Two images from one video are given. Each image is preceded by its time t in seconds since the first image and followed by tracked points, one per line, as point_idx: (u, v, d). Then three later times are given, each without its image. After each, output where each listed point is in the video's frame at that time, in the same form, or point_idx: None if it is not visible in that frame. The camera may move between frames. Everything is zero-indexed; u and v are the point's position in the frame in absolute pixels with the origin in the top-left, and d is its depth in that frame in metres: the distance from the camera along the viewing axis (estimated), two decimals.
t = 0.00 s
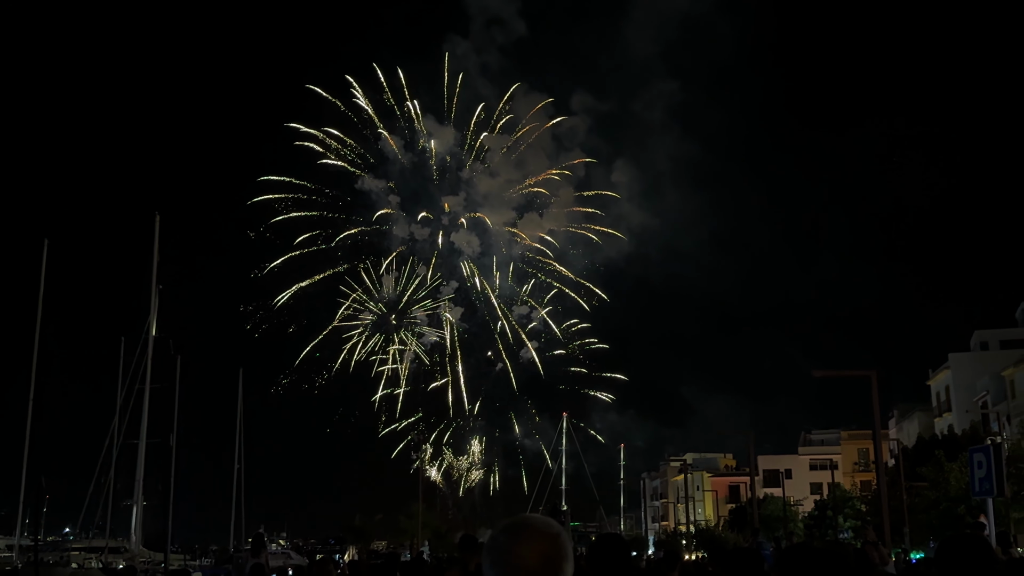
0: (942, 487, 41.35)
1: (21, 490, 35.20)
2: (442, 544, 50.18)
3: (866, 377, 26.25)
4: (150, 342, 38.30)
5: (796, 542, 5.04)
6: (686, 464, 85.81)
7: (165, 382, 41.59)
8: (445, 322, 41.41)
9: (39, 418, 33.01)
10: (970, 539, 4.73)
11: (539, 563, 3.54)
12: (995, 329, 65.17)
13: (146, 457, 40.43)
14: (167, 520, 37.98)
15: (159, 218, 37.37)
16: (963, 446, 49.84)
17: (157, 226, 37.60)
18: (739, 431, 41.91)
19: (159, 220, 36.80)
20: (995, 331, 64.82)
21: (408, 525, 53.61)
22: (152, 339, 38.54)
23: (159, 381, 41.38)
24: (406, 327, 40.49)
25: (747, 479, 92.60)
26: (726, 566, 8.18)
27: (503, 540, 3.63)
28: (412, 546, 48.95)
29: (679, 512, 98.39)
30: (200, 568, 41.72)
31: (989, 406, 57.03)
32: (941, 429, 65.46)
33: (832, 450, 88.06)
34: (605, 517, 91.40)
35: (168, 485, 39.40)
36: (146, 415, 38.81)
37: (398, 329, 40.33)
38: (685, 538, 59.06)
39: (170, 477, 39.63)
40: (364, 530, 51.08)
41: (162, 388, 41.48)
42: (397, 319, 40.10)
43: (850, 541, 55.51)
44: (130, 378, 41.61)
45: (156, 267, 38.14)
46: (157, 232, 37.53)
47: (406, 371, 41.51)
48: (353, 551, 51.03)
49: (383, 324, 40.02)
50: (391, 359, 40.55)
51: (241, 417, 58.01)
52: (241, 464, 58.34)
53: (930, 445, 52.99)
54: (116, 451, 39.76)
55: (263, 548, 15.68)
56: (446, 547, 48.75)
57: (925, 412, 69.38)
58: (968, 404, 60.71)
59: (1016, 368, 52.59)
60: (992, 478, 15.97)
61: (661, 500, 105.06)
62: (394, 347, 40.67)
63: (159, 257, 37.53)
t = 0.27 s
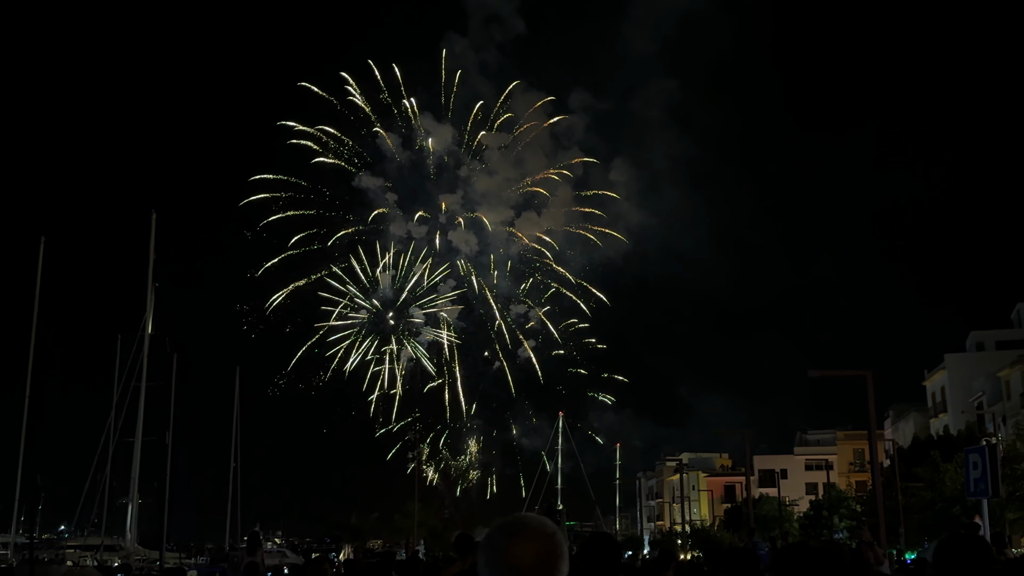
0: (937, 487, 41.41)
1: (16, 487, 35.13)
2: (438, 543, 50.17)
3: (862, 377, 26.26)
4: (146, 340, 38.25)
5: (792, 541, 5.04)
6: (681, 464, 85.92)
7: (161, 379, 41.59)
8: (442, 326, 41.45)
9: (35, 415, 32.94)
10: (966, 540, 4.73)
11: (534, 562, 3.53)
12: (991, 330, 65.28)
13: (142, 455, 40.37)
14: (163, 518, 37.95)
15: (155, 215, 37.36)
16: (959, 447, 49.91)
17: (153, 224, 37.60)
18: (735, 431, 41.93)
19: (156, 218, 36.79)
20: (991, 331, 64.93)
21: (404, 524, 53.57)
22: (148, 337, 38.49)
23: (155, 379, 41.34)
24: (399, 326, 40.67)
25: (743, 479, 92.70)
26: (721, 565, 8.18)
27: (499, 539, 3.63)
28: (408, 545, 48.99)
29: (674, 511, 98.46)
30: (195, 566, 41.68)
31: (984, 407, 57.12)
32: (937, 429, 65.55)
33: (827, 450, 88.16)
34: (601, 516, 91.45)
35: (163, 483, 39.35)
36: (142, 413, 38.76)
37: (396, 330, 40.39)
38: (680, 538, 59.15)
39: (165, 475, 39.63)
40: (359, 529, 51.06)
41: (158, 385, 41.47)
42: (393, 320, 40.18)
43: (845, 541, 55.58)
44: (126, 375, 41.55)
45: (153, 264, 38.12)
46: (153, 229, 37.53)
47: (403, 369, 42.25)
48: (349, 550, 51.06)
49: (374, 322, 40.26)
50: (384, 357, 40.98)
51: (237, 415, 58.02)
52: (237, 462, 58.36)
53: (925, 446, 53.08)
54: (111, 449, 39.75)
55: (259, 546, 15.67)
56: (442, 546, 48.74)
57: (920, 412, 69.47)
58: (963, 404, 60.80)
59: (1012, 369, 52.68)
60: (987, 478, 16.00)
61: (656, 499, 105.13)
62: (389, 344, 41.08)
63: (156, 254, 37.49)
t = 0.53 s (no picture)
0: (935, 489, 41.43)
1: (13, 486, 35.13)
2: (436, 542, 50.21)
3: (862, 378, 26.26)
4: (144, 340, 38.24)
5: (790, 542, 5.04)
6: (679, 464, 86.00)
7: (159, 378, 41.57)
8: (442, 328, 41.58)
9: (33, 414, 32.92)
10: (964, 541, 4.74)
11: (532, 562, 3.53)
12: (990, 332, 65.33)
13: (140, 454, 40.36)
14: (161, 517, 37.95)
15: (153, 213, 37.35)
16: (956, 448, 49.97)
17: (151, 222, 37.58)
18: (733, 431, 41.92)
19: (154, 217, 36.85)
20: (989, 334, 64.99)
21: (402, 524, 53.55)
22: (146, 337, 38.48)
23: (153, 378, 41.35)
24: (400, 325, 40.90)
25: (740, 480, 92.78)
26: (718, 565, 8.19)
27: (497, 539, 3.62)
28: (406, 545, 49.02)
29: (672, 512, 98.54)
30: (192, 565, 41.65)
31: (982, 409, 57.16)
32: (935, 431, 65.60)
33: (825, 451, 88.25)
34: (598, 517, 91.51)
35: (161, 482, 39.36)
36: (140, 412, 38.75)
37: (396, 332, 40.39)
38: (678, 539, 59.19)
39: (163, 475, 39.63)
40: (357, 528, 51.10)
41: (157, 384, 41.47)
42: (392, 321, 40.18)
43: (843, 542, 55.62)
44: (124, 374, 41.56)
45: (151, 263, 38.09)
46: (151, 228, 37.52)
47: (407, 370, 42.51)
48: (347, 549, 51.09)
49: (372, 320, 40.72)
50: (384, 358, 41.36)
51: (235, 414, 58.02)
52: (235, 461, 58.38)
53: (923, 447, 53.11)
54: (109, 448, 39.72)
55: (256, 546, 15.64)
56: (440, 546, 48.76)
57: (918, 414, 69.52)
58: (961, 406, 60.84)
59: (1010, 371, 52.74)
60: (985, 480, 16.02)
61: (654, 500, 105.18)
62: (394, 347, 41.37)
63: (154, 253, 37.48)
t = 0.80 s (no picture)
0: (935, 490, 41.42)
1: (13, 485, 35.13)
2: (435, 542, 50.20)
3: (861, 379, 26.26)
4: (144, 340, 38.22)
5: (790, 543, 5.05)
6: (679, 465, 86.02)
7: (159, 377, 41.57)
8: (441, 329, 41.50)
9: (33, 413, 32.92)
10: (963, 542, 4.74)
11: (531, 562, 3.53)
12: (990, 334, 65.33)
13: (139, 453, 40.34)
14: (160, 516, 37.95)
15: (154, 213, 37.38)
16: (956, 450, 49.96)
17: (151, 221, 37.58)
18: (733, 432, 41.92)
19: (153, 218, 36.89)
20: (989, 335, 64.99)
21: (401, 524, 53.51)
22: (146, 336, 38.47)
23: (153, 377, 41.32)
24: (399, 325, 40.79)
25: (740, 481, 92.79)
26: (717, 566, 8.19)
27: (496, 539, 3.63)
28: (406, 545, 49.03)
29: (671, 513, 98.56)
30: (191, 564, 41.65)
31: (982, 410, 57.15)
32: (935, 432, 65.58)
33: (825, 453, 88.25)
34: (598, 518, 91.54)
35: (161, 481, 39.36)
36: (139, 412, 38.73)
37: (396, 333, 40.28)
38: (677, 539, 59.24)
39: (163, 475, 39.62)
40: (356, 528, 51.10)
41: (156, 384, 41.47)
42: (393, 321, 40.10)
43: (842, 543, 55.60)
44: (123, 374, 41.54)
45: (151, 262, 38.09)
46: (152, 227, 37.52)
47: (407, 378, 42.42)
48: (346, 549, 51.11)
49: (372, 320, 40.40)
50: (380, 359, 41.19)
51: (235, 413, 58.03)
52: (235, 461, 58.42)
53: (923, 449, 53.10)
54: (109, 448, 39.73)
55: (255, 545, 15.61)
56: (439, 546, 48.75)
57: (918, 416, 69.50)
58: (961, 408, 60.84)
59: (1010, 373, 52.74)
60: (984, 482, 16.03)
61: (654, 500, 105.18)
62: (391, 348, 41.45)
63: (153, 253, 37.50)
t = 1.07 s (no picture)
0: (936, 492, 41.36)
1: (14, 483, 35.23)
2: (436, 542, 50.26)
3: (861, 380, 26.26)
4: (146, 338, 38.24)
5: (792, 543, 5.05)
6: (680, 466, 86.01)
7: (161, 376, 41.59)
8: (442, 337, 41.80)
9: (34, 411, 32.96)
10: (968, 543, 4.75)
11: (531, 561, 3.53)
12: (991, 335, 65.29)
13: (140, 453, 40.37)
14: (161, 516, 37.95)
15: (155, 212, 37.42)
16: (957, 451, 49.88)
17: (152, 221, 37.62)
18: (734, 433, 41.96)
19: (155, 216, 37.06)
20: (991, 337, 64.93)
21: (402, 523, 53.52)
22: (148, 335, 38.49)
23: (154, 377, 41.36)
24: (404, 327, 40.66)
25: (742, 482, 92.76)
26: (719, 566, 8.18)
27: (498, 537, 3.63)
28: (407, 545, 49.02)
29: (673, 514, 98.52)
30: (192, 564, 41.65)
31: (983, 412, 57.06)
32: (936, 434, 65.49)
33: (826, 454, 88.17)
34: (599, 519, 91.52)
35: (163, 480, 39.38)
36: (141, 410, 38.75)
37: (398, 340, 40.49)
38: (678, 540, 59.20)
39: (164, 474, 39.65)
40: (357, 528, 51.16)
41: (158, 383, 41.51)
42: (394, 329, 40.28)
43: (844, 545, 55.50)
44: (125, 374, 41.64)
45: (152, 261, 38.11)
46: (153, 226, 37.57)
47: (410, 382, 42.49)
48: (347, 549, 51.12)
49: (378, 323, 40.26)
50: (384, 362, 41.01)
51: (237, 413, 58.08)
52: (237, 460, 58.44)
53: (924, 450, 53.05)
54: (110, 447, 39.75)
55: (256, 545, 15.57)
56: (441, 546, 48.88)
57: (920, 417, 69.44)
58: (962, 409, 60.79)
59: (1011, 374, 52.65)
60: (986, 483, 16.00)
61: (655, 501, 105.13)
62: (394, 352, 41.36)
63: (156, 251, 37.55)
